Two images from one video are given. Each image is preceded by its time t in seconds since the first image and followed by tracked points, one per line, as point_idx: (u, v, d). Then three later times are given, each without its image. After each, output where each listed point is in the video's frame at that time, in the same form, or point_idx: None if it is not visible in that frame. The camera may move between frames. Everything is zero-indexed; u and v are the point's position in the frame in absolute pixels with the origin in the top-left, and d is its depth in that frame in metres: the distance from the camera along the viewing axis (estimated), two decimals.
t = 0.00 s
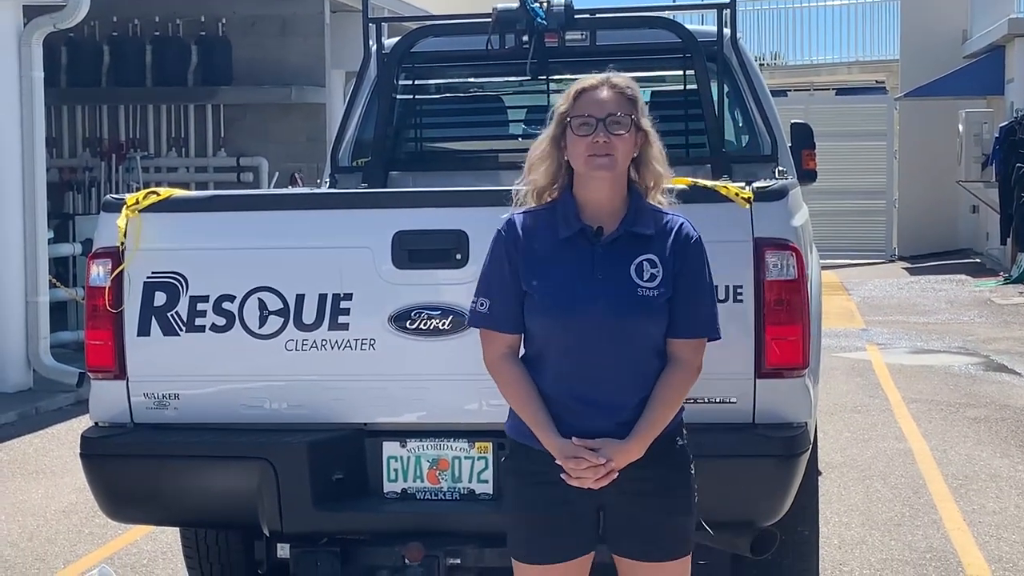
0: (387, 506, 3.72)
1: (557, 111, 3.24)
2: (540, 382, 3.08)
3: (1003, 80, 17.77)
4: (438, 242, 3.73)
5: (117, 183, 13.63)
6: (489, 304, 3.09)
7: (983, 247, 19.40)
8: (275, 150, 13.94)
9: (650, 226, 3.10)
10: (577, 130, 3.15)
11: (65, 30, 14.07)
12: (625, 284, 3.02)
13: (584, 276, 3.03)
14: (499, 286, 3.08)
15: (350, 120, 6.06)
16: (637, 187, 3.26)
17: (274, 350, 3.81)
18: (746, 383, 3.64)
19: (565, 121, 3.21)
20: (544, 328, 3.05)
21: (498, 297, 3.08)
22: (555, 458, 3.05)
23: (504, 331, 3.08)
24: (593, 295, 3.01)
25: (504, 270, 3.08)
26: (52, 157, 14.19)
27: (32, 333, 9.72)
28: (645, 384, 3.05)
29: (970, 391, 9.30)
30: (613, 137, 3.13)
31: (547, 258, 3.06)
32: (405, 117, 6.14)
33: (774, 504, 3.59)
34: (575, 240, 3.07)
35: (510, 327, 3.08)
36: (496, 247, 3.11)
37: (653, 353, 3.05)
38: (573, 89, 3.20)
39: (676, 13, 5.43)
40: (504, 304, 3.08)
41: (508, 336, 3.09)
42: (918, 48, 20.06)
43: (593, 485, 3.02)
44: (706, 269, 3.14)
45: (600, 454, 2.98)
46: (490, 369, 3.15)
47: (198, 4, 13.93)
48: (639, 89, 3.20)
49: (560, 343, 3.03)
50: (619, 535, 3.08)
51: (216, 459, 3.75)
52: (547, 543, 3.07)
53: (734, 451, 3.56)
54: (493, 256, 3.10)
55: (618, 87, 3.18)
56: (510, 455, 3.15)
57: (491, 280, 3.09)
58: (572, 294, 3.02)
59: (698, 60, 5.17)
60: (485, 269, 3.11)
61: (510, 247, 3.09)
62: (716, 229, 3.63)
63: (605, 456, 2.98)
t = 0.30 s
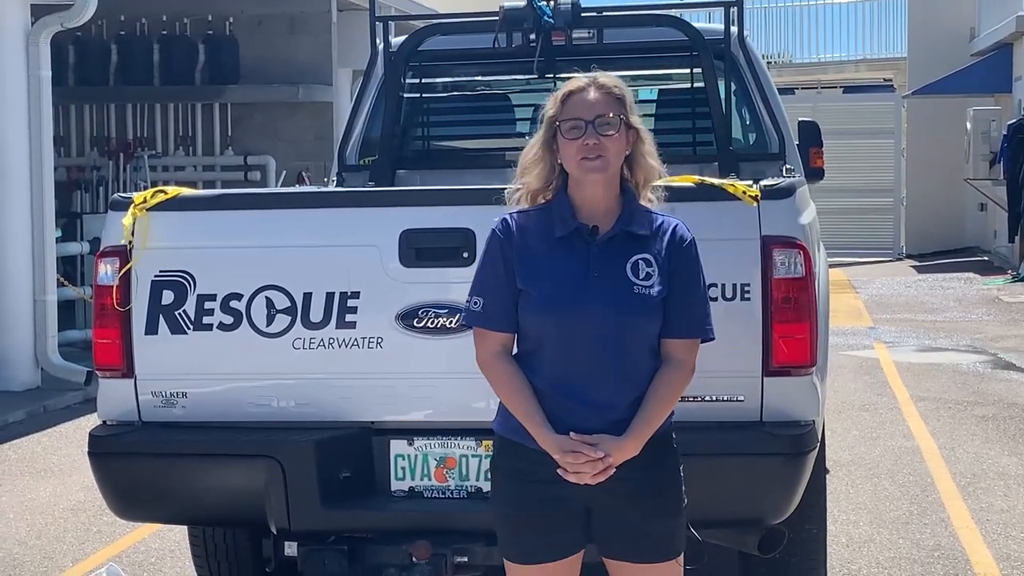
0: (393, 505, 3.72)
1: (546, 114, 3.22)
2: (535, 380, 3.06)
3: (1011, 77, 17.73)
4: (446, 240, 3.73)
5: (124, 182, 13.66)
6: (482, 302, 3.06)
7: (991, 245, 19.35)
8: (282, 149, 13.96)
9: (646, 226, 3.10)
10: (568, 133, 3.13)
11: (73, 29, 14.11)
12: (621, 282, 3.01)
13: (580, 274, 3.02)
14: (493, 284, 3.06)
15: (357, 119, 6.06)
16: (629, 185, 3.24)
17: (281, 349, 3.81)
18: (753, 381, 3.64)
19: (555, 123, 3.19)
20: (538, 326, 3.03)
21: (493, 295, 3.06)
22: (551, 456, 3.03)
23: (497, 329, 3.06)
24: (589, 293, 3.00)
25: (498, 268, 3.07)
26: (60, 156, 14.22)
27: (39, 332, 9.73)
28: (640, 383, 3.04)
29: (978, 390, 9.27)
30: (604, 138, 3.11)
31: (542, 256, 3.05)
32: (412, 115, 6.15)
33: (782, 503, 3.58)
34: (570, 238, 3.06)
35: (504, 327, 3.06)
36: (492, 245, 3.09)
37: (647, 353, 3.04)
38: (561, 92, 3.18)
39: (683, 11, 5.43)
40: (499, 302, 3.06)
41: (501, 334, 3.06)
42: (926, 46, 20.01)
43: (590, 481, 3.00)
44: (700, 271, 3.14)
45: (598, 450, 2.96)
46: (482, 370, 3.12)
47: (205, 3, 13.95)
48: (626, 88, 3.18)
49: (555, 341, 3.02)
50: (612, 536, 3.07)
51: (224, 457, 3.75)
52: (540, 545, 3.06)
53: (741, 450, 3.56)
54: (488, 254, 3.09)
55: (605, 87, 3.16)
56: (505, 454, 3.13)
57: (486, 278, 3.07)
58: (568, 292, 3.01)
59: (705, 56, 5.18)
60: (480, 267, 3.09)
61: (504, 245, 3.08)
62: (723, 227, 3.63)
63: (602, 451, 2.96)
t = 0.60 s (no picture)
0: (401, 504, 3.72)
1: (546, 111, 3.22)
2: (529, 377, 3.04)
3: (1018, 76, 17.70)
4: (453, 240, 3.73)
5: (131, 181, 13.67)
6: (477, 298, 3.04)
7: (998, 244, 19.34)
8: (289, 148, 13.98)
9: (640, 226, 3.09)
10: (567, 131, 3.14)
11: (80, 29, 14.13)
12: (616, 281, 3.01)
13: (575, 271, 3.01)
14: (488, 281, 3.04)
15: (363, 119, 6.06)
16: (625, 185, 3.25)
17: (288, 349, 3.81)
18: (761, 381, 3.63)
19: (554, 121, 3.19)
20: (533, 323, 3.01)
21: (487, 291, 3.04)
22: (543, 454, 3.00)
23: (491, 325, 3.03)
24: (584, 291, 2.99)
25: (493, 265, 3.05)
26: (67, 155, 14.23)
27: (46, 331, 9.76)
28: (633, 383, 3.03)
29: (985, 389, 9.26)
30: (602, 137, 3.12)
31: (538, 254, 3.04)
32: (419, 114, 6.15)
33: (788, 502, 3.58)
34: (565, 236, 3.05)
35: (498, 322, 3.04)
36: (486, 242, 3.08)
37: (642, 353, 3.03)
38: (562, 90, 3.18)
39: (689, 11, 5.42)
40: (493, 299, 3.04)
41: (495, 331, 3.04)
42: (933, 45, 19.98)
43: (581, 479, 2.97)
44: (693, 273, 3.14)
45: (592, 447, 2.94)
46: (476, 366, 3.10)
47: (213, 3, 13.97)
48: (627, 88, 3.18)
49: (550, 339, 3.00)
50: (604, 534, 3.06)
51: (233, 457, 3.76)
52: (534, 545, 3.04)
53: (748, 449, 3.55)
54: (483, 251, 3.07)
55: (606, 86, 3.16)
56: (498, 453, 3.10)
57: (480, 275, 3.05)
58: (564, 289, 2.99)
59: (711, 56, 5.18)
60: (474, 263, 3.07)
61: (499, 242, 3.07)
62: (730, 227, 3.63)
63: (595, 449, 2.94)
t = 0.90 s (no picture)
0: (404, 503, 3.72)
1: (527, 110, 3.22)
2: (504, 378, 3.04)
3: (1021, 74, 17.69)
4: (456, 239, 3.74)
5: (134, 180, 13.67)
6: (452, 300, 3.04)
7: (1001, 243, 19.33)
8: (292, 147, 14.00)
9: (614, 227, 3.09)
10: (547, 130, 3.13)
11: (83, 28, 14.15)
12: (590, 282, 3.00)
13: (549, 273, 3.01)
14: (462, 281, 3.04)
15: (366, 119, 6.06)
16: (602, 189, 3.24)
17: (291, 347, 3.82)
18: (763, 380, 3.63)
19: (534, 120, 3.18)
20: (509, 324, 3.01)
21: (462, 292, 3.04)
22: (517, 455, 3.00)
23: (467, 326, 3.03)
24: (558, 292, 2.98)
25: (467, 266, 3.04)
26: (70, 154, 14.23)
27: (50, 330, 9.76)
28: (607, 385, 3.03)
29: (988, 388, 9.26)
30: (581, 138, 3.11)
31: (512, 255, 3.04)
32: (422, 113, 6.15)
33: (791, 501, 3.58)
34: (539, 237, 3.05)
35: (473, 323, 3.03)
36: (461, 242, 3.07)
37: (616, 355, 3.03)
38: (544, 90, 3.18)
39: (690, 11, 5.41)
40: (467, 300, 3.03)
41: (470, 332, 3.04)
42: (936, 44, 19.98)
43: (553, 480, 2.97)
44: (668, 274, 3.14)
45: (565, 448, 2.94)
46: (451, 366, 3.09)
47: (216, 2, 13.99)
48: (610, 92, 3.18)
49: (525, 340, 3.00)
50: (585, 535, 3.05)
51: (235, 455, 3.76)
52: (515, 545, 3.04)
53: (750, 449, 3.55)
54: (457, 251, 3.06)
55: (590, 89, 3.16)
56: (477, 454, 3.10)
57: (455, 275, 3.05)
58: (538, 289, 2.99)
59: (716, 56, 5.15)
60: (449, 264, 3.06)
61: (474, 243, 3.06)
62: (733, 226, 3.63)
63: (568, 451, 2.94)
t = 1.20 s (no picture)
0: (404, 502, 3.72)
1: (519, 112, 3.22)
2: (505, 378, 3.04)
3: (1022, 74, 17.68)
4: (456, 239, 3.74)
5: (135, 179, 13.67)
6: (451, 302, 3.04)
7: (1002, 242, 19.34)
8: (293, 147, 14.01)
9: (612, 226, 3.10)
10: (539, 131, 3.13)
11: (84, 27, 14.15)
12: (590, 281, 3.01)
13: (549, 272, 3.01)
14: (461, 283, 3.04)
15: (366, 119, 6.06)
16: (597, 186, 3.25)
17: (291, 347, 3.82)
18: (763, 380, 3.63)
19: (526, 122, 3.19)
20: (509, 324, 3.01)
21: (462, 293, 3.04)
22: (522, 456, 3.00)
23: (467, 328, 3.03)
24: (559, 291, 2.98)
25: (467, 268, 3.05)
26: (71, 154, 14.24)
27: (51, 330, 9.77)
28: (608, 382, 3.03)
29: (989, 388, 9.26)
30: (574, 139, 3.12)
31: (512, 255, 3.04)
32: (422, 113, 6.15)
33: (790, 501, 3.58)
34: (538, 237, 3.05)
35: (472, 325, 3.03)
36: (460, 244, 3.07)
37: (616, 352, 3.03)
38: (535, 91, 3.18)
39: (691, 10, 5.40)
40: (468, 301, 3.03)
41: (470, 333, 3.04)
42: (936, 43, 19.98)
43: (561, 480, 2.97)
44: (666, 271, 3.14)
45: (572, 447, 2.94)
46: (451, 368, 3.09)
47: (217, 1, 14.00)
48: (601, 90, 3.18)
49: (525, 340, 3.00)
50: (588, 534, 3.05)
51: (236, 455, 3.76)
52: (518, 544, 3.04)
53: (750, 450, 3.55)
54: (456, 254, 3.06)
55: (581, 88, 3.16)
56: (479, 454, 3.10)
57: (454, 277, 3.05)
58: (538, 288, 2.99)
59: (716, 57, 5.15)
60: (447, 266, 3.07)
61: (473, 244, 3.07)
62: (733, 225, 3.63)
63: (574, 449, 2.94)
